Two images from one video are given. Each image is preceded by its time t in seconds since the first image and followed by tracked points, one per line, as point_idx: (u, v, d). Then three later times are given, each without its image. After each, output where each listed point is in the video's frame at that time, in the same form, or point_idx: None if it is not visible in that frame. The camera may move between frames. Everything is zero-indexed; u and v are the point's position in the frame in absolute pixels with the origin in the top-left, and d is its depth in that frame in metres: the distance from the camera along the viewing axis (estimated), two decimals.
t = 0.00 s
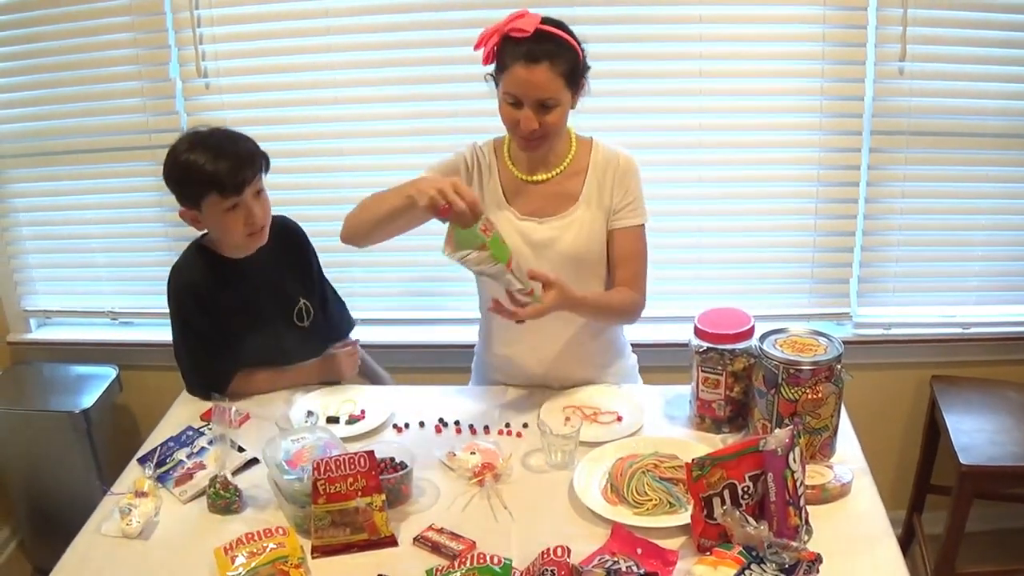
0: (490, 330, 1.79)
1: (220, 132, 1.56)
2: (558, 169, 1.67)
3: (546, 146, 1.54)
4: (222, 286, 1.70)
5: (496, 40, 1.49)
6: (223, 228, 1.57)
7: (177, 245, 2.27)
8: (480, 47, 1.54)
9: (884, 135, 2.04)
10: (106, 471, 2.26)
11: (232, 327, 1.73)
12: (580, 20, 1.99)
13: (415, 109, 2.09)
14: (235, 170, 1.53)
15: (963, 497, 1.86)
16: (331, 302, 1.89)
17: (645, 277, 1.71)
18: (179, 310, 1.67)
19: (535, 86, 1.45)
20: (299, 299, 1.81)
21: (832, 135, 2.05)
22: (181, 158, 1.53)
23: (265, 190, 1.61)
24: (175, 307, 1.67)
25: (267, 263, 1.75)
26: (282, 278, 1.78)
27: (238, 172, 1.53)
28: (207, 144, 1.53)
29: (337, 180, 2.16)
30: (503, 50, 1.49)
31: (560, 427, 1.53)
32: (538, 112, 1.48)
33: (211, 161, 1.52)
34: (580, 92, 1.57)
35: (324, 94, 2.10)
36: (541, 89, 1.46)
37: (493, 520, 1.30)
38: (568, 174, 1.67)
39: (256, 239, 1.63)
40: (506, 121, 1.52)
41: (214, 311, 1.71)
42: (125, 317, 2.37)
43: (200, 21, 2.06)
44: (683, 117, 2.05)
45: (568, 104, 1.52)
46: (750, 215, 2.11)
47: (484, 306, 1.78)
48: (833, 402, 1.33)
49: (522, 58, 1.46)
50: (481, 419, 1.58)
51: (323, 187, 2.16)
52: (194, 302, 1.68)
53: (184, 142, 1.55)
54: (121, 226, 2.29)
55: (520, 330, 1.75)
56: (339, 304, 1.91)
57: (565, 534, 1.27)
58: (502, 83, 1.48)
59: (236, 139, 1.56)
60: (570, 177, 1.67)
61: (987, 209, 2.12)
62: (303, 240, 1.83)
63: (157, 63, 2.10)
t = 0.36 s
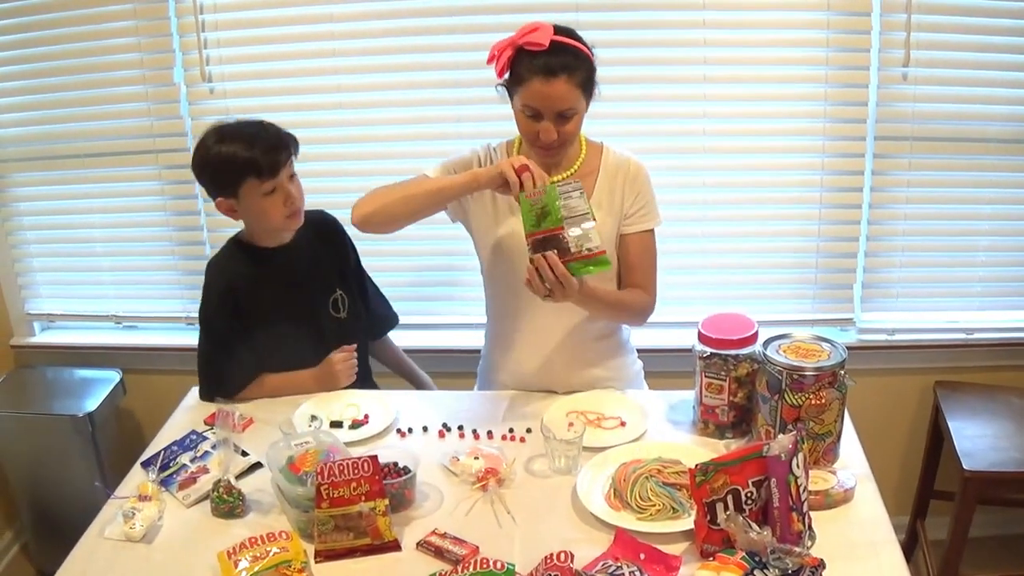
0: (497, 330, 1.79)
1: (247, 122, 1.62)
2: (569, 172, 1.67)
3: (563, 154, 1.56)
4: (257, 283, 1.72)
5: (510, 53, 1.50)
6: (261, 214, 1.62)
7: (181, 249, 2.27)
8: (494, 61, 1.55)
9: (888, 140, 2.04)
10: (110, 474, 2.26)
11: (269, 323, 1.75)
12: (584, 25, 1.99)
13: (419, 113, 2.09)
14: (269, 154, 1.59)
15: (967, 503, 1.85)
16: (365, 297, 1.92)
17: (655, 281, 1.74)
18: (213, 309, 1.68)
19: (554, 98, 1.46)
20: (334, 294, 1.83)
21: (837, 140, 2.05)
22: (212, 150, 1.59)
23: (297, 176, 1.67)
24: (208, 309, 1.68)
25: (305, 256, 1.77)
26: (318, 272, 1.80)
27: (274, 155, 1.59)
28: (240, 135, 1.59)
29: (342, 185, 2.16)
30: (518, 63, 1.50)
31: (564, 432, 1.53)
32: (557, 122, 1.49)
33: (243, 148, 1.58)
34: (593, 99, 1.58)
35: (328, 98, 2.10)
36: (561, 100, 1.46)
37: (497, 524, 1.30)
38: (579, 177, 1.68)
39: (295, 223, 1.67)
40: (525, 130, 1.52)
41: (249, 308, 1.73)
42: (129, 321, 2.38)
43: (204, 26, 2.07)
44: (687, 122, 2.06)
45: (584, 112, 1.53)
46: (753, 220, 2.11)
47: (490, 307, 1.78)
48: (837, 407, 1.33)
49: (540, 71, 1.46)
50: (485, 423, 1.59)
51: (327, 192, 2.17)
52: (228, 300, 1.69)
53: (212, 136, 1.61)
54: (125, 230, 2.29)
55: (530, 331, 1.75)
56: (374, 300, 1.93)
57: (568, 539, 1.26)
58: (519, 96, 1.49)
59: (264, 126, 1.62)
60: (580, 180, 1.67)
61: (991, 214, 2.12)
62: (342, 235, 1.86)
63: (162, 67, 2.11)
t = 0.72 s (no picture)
0: (501, 328, 1.79)
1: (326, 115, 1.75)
2: (575, 171, 1.67)
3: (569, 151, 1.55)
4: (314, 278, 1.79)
5: (517, 49, 1.50)
6: (329, 199, 1.72)
7: (183, 249, 2.27)
8: (502, 57, 1.55)
9: (890, 140, 2.04)
10: (112, 475, 2.26)
11: (321, 318, 1.82)
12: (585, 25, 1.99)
13: (420, 114, 2.09)
14: (345, 143, 1.71)
15: (968, 502, 1.85)
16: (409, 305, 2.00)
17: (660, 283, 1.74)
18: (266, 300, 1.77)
19: (560, 94, 1.45)
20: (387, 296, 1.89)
21: (839, 140, 2.05)
22: (292, 139, 1.71)
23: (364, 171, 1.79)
24: (259, 298, 1.77)
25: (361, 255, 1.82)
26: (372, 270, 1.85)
27: (349, 145, 1.71)
28: (317, 126, 1.71)
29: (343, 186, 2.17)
30: (524, 59, 1.50)
31: (566, 432, 1.53)
32: (562, 119, 1.48)
33: (321, 137, 1.70)
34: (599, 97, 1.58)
35: (330, 99, 2.10)
36: (566, 96, 1.46)
37: (499, 524, 1.30)
38: (585, 177, 1.67)
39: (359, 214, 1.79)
40: (531, 127, 1.52)
41: (302, 302, 1.81)
42: (131, 321, 2.38)
43: (206, 26, 2.07)
44: (688, 122, 2.05)
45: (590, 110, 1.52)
46: (755, 220, 2.11)
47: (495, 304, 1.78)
48: (839, 407, 1.33)
49: (545, 67, 1.46)
50: (487, 423, 1.59)
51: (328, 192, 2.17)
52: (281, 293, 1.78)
53: (291, 123, 1.73)
54: (127, 230, 2.29)
55: (534, 329, 1.75)
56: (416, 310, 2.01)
57: (570, 539, 1.26)
58: (525, 92, 1.49)
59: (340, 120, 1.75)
60: (586, 180, 1.67)
61: (992, 214, 2.12)
62: (394, 241, 1.95)
63: (163, 68, 2.11)
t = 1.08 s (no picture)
0: (502, 324, 1.79)
1: (354, 113, 1.80)
2: (576, 170, 1.67)
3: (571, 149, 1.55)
4: (337, 272, 1.85)
5: (525, 42, 1.50)
6: (347, 195, 1.78)
7: (182, 248, 2.27)
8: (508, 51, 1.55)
9: (889, 140, 2.04)
10: (111, 474, 2.26)
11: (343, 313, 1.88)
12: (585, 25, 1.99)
13: (420, 113, 2.09)
14: (364, 142, 1.76)
15: (968, 502, 1.85)
16: (434, 298, 2.04)
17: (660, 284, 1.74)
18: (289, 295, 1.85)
19: (567, 87, 1.46)
20: (408, 290, 1.94)
21: (838, 140, 2.05)
22: (316, 134, 1.77)
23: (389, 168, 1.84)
24: (284, 292, 1.85)
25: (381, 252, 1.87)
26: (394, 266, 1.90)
27: (366, 145, 1.76)
28: (339, 124, 1.77)
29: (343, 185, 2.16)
30: (532, 52, 1.50)
31: (565, 431, 1.53)
32: (567, 113, 1.48)
33: (342, 135, 1.76)
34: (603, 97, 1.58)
35: (330, 97, 2.10)
36: (573, 89, 1.46)
37: (498, 524, 1.30)
38: (587, 176, 1.67)
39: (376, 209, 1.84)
40: (535, 121, 1.52)
41: (324, 296, 1.88)
42: (130, 320, 2.38)
43: (205, 25, 2.07)
44: (688, 122, 2.05)
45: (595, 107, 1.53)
46: (754, 220, 2.11)
47: (495, 304, 1.78)
48: (839, 407, 1.33)
49: (553, 59, 1.47)
50: (487, 423, 1.59)
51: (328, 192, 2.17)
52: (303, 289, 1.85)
53: (320, 120, 1.80)
54: (127, 229, 2.29)
55: (535, 326, 1.75)
56: (440, 302, 2.06)
57: (569, 538, 1.26)
58: (532, 84, 1.49)
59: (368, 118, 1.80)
60: (587, 179, 1.67)
61: (992, 214, 2.12)
62: (420, 237, 1.97)
63: (163, 67, 2.11)
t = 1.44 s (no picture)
0: (496, 325, 1.79)
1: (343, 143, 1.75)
2: (572, 170, 1.67)
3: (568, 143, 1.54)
4: (328, 274, 1.85)
5: (525, 33, 1.51)
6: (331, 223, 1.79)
7: (177, 248, 2.27)
8: (506, 45, 1.57)
9: (884, 139, 2.04)
10: (106, 474, 2.26)
11: (336, 319, 1.89)
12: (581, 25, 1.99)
13: (416, 112, 2.09)
14: (342, 183, 1.72)
15: (963, 502, 1.85)
16: (432, 298, 2.03)
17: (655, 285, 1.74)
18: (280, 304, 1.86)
19: (566, 76, 1.46)
20: (402, 292, 1.93)
21: (834, 139, 2.05)
22: (303, 159, 1.73)
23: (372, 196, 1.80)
24: (277, 295, 1.86)
25: (372, 257, 1.87)
26: (387, 270, 1.89)
27: (349, 185, 1.73)
28: (327, 157, 1.73)
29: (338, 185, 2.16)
30: (532, 43, 1.51)
31: (561, 431, 1.53)
32: (565, 104, 1.49)
33: (327, 170, 1.72)
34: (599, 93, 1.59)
35: (325, 97, 2.10)
36: (572, 79, 1.47)
37: (494, 523, 1.30)
38: (582, 176, 1.68)
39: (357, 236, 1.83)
40: (530, 112, 1.52)
41: (317, 302, 1.88)
42: (125, 320, 2.38)
43: (201, 24, 2.06)
44: (683, 122, 2.06)
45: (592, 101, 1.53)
46: (750, 219, 2.11)
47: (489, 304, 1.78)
48: (834, 406, 1.33)
49: (552, 50, 1.48)
50: (482, 422, 1.59)
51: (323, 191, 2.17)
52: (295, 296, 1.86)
53: (308, 143, 1.75)
54: (122, 229, 2.29)
55: (529, 326, 1.75)
56: (439, 301, 2.04)
57: (565, 538, 1.26)
58: (531, 74, 1.50)
59: (349, 152, 1.74)
60: (582, 179, 1.67)
61: (987, 213, 2.12)
62: (416, 240, 1.96)
63: (158, 66, 2.10)
